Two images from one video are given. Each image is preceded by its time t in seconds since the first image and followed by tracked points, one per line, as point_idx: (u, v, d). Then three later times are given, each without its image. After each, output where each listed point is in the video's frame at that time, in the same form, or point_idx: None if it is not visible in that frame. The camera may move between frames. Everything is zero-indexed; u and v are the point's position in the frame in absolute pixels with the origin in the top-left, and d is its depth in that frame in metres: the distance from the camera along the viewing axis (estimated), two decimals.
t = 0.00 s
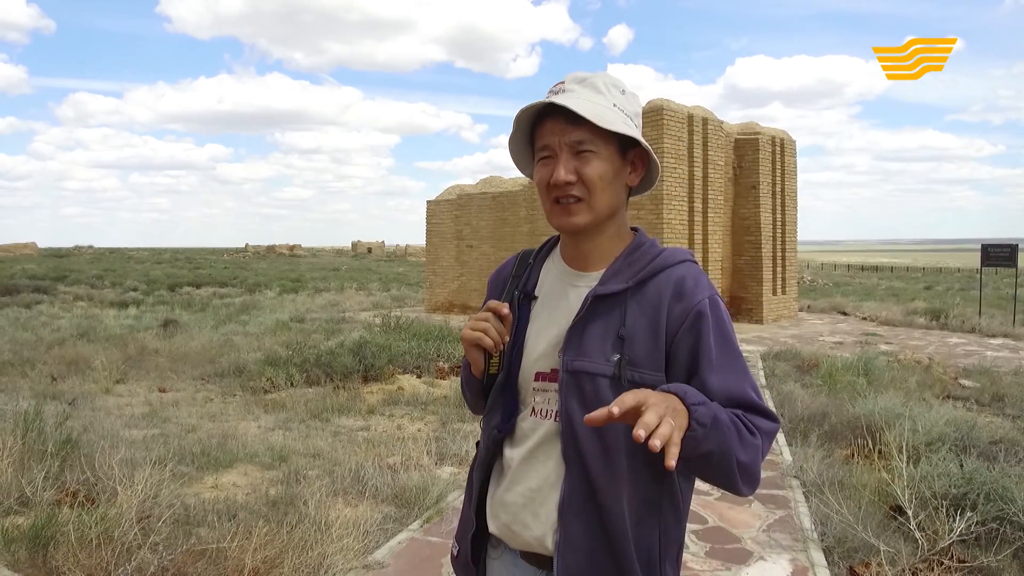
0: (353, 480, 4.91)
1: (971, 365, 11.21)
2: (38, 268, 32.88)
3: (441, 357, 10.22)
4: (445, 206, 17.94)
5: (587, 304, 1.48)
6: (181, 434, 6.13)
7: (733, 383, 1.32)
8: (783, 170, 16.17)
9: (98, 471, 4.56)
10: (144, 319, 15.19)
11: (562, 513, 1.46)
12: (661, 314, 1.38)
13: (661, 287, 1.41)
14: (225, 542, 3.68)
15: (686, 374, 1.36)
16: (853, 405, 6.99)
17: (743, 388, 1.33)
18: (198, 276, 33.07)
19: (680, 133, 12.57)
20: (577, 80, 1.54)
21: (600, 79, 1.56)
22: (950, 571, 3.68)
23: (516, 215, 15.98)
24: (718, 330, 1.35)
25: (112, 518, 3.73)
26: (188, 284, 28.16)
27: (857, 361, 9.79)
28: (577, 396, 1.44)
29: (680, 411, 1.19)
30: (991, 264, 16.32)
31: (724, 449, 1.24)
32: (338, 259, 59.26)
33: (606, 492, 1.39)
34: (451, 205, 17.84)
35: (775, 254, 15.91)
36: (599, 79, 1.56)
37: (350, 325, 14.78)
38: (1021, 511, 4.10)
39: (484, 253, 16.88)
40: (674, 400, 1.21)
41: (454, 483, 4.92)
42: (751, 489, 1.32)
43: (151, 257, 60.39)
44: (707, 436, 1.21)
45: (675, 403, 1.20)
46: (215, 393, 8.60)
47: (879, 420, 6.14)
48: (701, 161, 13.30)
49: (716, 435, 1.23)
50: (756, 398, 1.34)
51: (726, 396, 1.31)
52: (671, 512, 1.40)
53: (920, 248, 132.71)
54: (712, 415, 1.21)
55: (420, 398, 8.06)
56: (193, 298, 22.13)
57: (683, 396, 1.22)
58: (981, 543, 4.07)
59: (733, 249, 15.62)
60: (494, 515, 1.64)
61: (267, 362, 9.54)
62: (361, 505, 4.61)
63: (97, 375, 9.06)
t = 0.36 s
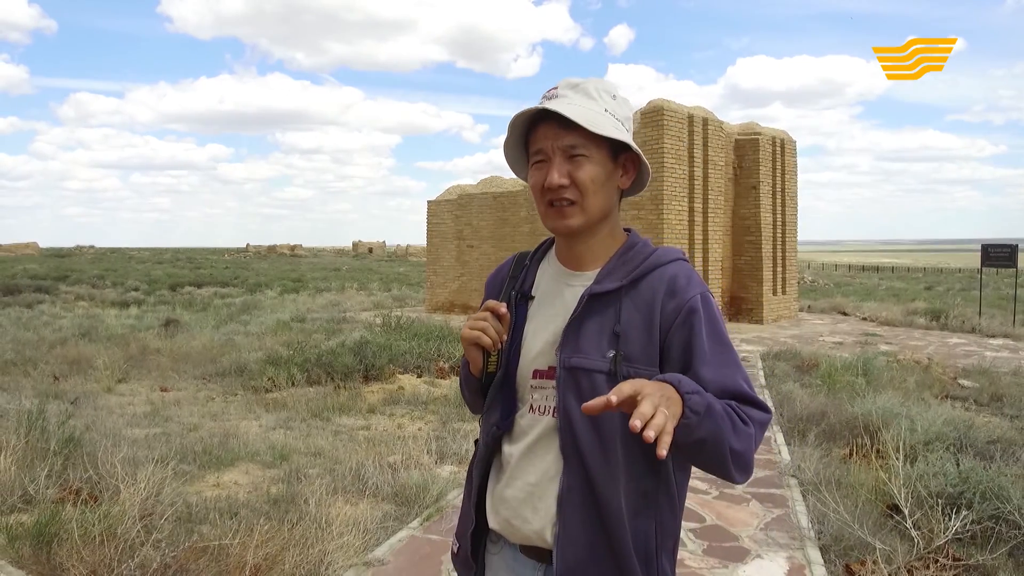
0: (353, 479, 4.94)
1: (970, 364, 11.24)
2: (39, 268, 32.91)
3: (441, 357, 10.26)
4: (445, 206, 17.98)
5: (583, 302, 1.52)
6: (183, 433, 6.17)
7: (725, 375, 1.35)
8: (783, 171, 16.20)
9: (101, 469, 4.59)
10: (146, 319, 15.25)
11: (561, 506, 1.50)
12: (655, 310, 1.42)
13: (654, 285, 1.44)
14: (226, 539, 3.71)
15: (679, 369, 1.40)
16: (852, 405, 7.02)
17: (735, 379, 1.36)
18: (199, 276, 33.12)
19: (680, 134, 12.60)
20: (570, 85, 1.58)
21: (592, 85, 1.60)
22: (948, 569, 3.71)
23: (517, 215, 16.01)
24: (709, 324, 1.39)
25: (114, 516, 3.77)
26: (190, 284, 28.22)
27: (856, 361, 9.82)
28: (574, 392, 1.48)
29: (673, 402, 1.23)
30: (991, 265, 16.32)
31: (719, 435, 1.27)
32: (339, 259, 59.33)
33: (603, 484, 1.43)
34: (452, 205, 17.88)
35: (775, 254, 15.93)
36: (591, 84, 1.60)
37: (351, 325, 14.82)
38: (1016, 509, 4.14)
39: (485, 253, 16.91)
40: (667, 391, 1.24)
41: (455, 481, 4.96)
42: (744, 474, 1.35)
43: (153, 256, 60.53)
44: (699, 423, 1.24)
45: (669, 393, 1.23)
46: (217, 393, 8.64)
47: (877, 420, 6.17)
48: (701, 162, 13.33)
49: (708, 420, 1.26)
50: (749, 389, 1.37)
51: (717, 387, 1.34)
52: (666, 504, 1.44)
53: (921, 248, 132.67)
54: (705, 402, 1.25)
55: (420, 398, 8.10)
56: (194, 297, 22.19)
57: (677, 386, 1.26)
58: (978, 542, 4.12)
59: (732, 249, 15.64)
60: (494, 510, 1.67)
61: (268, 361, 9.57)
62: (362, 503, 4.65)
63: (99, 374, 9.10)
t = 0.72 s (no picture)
0: (353, 478, 4.97)
1: (969, 365, 11.27)
2: (40, 267, 32.93)
3: (441, 356, 10.29)
4: (446, 207, 18.00)
5: (581, 302, 1.56)
6: (184, 432, 6.20)
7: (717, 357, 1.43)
8: (783, 172, 16.23)
9: (103, 468, 4.63)
10: (147, 319, 15.28)
11: (556, 502, 1.53)
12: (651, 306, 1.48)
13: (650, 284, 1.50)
14: (227, 537, 3.75)
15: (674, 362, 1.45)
16: (851, 405, 7.05)
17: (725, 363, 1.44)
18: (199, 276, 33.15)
19: (680, 134, 12.63)
20: (571, 94, 1.63)
21: (593, 93, 1.65)
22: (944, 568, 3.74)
23: (517, 216, 16.04)
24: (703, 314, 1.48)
25: (117, 514, 3.81)
26: (191, 284, 28.26)
27: (855, 361, 9.85)
28: (571, 390, 1.52)
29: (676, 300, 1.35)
30: (991, 265, 16.34)
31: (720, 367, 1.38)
32: (340, 259, 59.39)
33: (599, 479, 1.46)
34: (452, 205, 17.91)
35: (775, 255, 15.96)
36: (592, 93, 1.65)
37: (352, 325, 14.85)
38: (1011, 508, 4.17)
39: (485, 254, 16.94)
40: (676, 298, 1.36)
41: (454, 480, 4.99)
42: (742, 428, 1.45)
43: (154, 256, 60.62)
44: (699, 335, 1.34)
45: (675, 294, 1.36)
46: (217, 393, 8.67)
47: (875, 420, 6.20)
48: (701, 162, 13.36)
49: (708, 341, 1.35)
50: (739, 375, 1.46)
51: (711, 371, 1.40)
52: (657, 498, 1.49)
53: (922, 249, 132.64)
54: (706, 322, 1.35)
55: (420, 398, 8.13)
56: (195, 297, 22.22)
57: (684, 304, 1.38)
58: (973, 540, 4.16)
59: (732, 249, 15.67)
60: (490, 506, 1.71)
61: (269, 360, 9.60)
62: (362, 502, 4.68)
63: (100, 374, 9.13)
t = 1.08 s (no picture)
0: (351, 478, 5.01)
1: (966, 365, 11.31)
2: (40, 267, 32.91)
3: (439, 357, 10.32)
4: (445, 207, 18.03)
5: (573, 306, 1.61)
6: (184, 432, 6.24)
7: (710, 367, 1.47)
8: (782, 172, 16.27)
9: (103, 467, 4.68)
10: (147, 319, 15.32)
11: (549, 502, 1.57)
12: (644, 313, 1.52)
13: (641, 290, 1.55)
14: (225, 537, 3.79)
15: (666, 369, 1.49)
16: (847, 405, 7.08)
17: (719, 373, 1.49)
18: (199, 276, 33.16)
19: (678, 136, 12.67)
20: (571, 105, 1.66)
21: (591, 103, 1.69)
22: (934, 568, 3.78)
23: (516, 216, 16.08)
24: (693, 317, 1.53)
25: (116, 514, 3.85)
26: (190, 284, 28.27)
27: (852, 362, 9.88)
28: (563, 393, 1.56)
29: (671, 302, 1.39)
30: (988, 266, 16.39)
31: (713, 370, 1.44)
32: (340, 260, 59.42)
33: (590, 480, 1.50)
34: (452, 206, 17.94)
35: (774, 255, 15.99)
36: (591, 102, 1.69)
37: (351, 325, 14.89)
38: (1002, 508, 4.22)
39: (484, 254, 16.97)
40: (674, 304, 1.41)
41: (452, 481, 5.03)
42: (728, 430, 1.47)
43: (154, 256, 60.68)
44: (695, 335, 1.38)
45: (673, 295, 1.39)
46: (217, 393, 8.70)
47: (870, 421, 6.23)
48: (700, 163, 13.41)
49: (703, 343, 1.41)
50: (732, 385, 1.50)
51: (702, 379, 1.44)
52: (648, 498, 1.53)
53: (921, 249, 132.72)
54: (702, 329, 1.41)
55: (419, 398, 8.16)
56: (195, 297, 22.27)
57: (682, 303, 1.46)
58: (965, 539, 4.21)
59: (731, 250, 15.71)
60: (484, 505, 1.75)
61: (268, 361, 9.64)
62: (360, 502, 4.71)
63: (100, 375, 9.17)
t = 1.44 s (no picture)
0: (350, 478, 5.04)
1: (964, 366, 11.34)
2: (40, 267, 32.94)
3: (438, 357, 10.35)
4: (445, 208, 18.07)
5: (568, 312, 1.65)
6: (183, 432, 6.27)
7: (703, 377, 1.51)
8: (780, 173, 16.31)
9: (103, 467, 4.71)
10: (146, 319, 15.35)
11: (544, 503, 1.61)
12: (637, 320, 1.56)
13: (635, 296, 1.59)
14: (225, 536, 3.83)
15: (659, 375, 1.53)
16: (843, 405, 7.12)
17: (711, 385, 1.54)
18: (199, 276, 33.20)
19: (677, 137, 12.71)
20: (569, 114, 1.70)
21: (589, 112, 1.72)
22: (927, 568, 3.82)
23: (515, 217, 16.11)
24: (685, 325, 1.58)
25: (116, 513, 3.88)
26: (190, 284, 28.30)
27: (849, 362, 9.91)
28: (558, 396, 1.60)
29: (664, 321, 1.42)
30: (986, 266, 16.42)
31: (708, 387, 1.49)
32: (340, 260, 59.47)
33: (584, 481, 1.54)
34: (451, 206, 17.98)
35: (772, 256, 16.03)
36: (588, 111, 1.73)
37: (351, 325, 14.93)
38: (995, 508, 4.26)
39: (484, 254, 17.01)
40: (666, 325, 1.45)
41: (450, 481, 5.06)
42: (720, 441, 1.53)
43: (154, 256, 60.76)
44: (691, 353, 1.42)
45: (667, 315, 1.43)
46: (216, 393, 8.74)
47: (867, 421, 6.27)
48: (699, 164, 13.46)
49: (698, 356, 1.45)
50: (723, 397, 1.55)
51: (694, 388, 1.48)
52: (640, 498, 1.57)
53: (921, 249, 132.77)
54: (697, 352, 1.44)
55: (418, 398, 8.20)
56: (195, 297, 22.32)
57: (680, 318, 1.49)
58: (958, 539, 4.25)
59: (730, 250, 15.75)
60: (480, 506, 1.78)
61: (267, 361, 9.67)
62: (358, 501, 4.75)
63: (100, 375, 9.21)
